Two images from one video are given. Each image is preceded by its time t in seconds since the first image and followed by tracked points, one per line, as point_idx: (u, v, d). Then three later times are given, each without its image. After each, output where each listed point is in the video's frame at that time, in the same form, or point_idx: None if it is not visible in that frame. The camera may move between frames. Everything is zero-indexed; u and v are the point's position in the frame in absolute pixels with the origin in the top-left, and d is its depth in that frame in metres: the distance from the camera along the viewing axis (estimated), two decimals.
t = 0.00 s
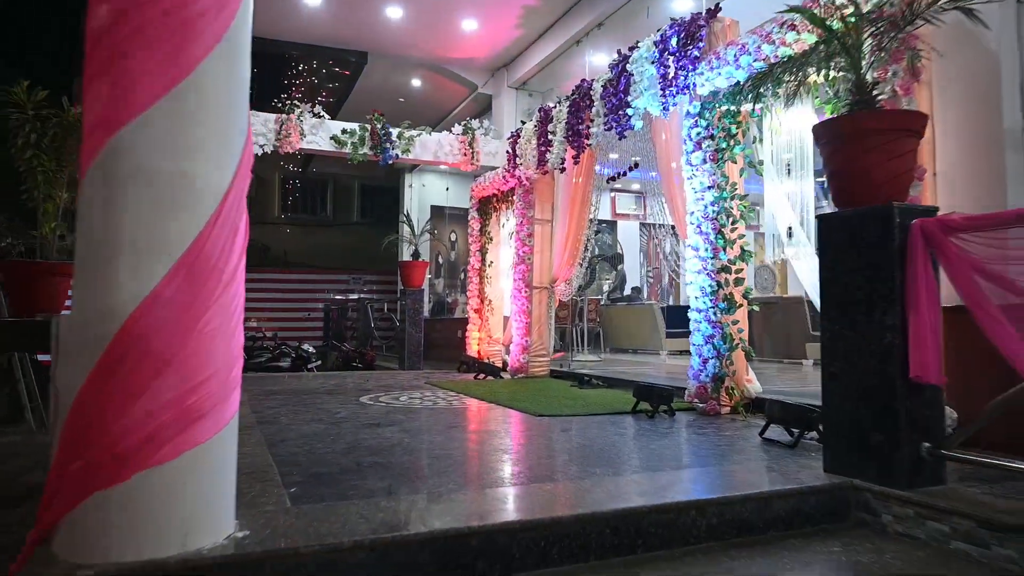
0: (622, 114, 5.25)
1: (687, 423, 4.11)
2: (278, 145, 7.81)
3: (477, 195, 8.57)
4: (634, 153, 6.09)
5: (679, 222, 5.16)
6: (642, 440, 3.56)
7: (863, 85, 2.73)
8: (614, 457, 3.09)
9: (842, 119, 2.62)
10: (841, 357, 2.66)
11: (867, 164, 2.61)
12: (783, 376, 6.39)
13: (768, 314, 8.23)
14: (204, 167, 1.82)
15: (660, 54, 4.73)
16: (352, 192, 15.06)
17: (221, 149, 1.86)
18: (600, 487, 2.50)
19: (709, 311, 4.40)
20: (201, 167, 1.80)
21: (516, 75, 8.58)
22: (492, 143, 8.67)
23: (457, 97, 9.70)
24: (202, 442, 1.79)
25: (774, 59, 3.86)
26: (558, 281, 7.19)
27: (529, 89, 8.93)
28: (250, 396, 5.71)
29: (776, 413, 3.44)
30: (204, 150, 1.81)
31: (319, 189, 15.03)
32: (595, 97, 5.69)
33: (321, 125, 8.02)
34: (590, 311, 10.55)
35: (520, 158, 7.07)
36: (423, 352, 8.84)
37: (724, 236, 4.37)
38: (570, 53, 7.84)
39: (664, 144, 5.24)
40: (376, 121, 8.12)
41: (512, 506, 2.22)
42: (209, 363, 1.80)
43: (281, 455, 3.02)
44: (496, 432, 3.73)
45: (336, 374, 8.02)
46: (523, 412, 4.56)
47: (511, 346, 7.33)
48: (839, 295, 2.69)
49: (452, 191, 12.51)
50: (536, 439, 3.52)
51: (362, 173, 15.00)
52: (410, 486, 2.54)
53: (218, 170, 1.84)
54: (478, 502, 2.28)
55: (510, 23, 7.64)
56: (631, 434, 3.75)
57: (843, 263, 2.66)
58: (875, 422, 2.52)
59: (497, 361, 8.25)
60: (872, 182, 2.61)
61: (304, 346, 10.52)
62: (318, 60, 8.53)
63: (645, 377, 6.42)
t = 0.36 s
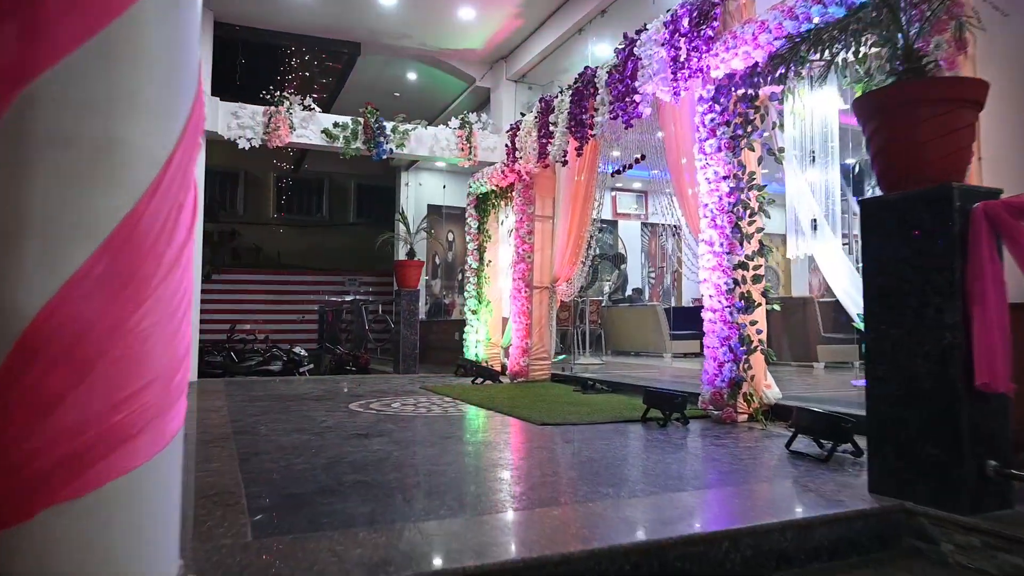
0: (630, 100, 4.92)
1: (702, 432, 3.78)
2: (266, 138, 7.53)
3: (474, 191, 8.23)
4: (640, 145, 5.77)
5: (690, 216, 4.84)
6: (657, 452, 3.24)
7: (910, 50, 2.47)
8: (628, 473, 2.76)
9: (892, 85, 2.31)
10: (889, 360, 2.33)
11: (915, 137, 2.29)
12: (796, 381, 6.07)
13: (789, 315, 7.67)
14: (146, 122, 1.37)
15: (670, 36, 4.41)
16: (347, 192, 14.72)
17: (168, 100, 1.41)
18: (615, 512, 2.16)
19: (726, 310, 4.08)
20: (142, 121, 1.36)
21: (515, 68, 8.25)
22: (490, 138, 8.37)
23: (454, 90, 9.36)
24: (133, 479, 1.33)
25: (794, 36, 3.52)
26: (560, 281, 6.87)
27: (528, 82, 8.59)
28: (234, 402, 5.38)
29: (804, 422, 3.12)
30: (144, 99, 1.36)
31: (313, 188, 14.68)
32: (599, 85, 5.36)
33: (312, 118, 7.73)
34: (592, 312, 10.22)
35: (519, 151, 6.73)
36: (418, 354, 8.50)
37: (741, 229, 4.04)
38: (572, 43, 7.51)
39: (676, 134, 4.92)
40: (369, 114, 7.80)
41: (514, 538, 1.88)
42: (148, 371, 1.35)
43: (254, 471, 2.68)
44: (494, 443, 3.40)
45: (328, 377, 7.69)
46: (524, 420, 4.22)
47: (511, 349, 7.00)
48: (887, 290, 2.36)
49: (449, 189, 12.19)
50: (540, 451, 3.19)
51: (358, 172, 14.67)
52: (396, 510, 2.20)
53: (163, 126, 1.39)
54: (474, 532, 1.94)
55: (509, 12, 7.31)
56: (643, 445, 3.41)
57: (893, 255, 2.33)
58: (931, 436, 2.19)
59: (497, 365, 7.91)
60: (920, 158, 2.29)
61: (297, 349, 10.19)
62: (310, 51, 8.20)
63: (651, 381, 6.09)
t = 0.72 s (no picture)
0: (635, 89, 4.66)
1: (716, 442, 3.52)
2: (255, 133, 7.28)
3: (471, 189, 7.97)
4: (644, 137, 5.52)
5: (701, 212, 4.59)
6: (670, 465, 2.97)
7: (960, 17, 2.11)
8: (643, 490, 2.49)
9: (950, 54, 2.01)
10: (941, 365, 2.07)
11: (965, 121, 2.03)
12: (807, 384, 5.82)
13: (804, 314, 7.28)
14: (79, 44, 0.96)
15: (679, 19, 4.15)
16: (343, 192, 14.48)
17: (113, 12, 1.00)
18: (635, 540, 1.88)
19: (740, 311, 3.81)
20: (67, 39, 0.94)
21: (513, 61, 7.99)
22: (487, 134, 8.12)
23: (451, 85, 9.10)
24: (45, 548, 0.90)
25: (813, 18, 3.25)
26: (560, 280, 6.61)
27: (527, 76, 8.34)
28: (218, 408, 5.10)
29: (833, 432, 2.86)
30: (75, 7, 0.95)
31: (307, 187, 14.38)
32: (602, 74, 5.11)
33: (303, 112, 7.47)
34: (592, 313, 9.98)
35: (519, 145, 6.47)
36: (413, 357, 8.23)
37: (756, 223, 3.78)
38: (572, 35, 7.25)
39: (686, 125, 4.67)
40: (362, 108, 7.53)
41: (518, 573, 1.61)
42: (74, 383, 0.93)
43: (227, 489, 2.42)
44: (493, 454, 3.13)
45: (321, 381, 7.42)
46: (525, 427, 3.96)
47: (509, 352, 6.75)
48: (939, 287, 2.09)
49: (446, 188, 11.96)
50: (543, 464, 2.92)
51: (353, 171, 14.39)
52: (384, 535, 1.94)
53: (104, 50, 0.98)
54: (473, 565, 1.67)
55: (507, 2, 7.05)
56: (655, 457, 3.15)
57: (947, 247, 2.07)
58: (990, 451, 1.93)
59: (495, 369, 7.65)
60: (971, 143, 2.04)
61: (289, 352, 9.94)
62: (301, 44, 7.94)
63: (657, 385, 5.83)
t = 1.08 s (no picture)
0: (642, 73, 4.38)
1: (733, 451, 3.25)
2: (242, 125, 6.99)
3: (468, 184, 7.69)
4: (649, 128, 5.26)
5: (715, 208, 4.32)
6: (686, 478, 2.70)
7: None
8: (657, 508, 2.22)
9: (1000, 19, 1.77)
10: (1005, 369, 1.80)
11: None
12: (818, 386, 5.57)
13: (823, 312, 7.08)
14: None
15: None
16: (338, 190, 14.16)
17: None
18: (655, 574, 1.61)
19: (757, 309, 3.53)
20: None
21: (511, 51, 7.70)
22: (484, 127, 7.85)
23: (448, 77, 8.81)
24: None
25: None
26: (561, 278, 6.33)
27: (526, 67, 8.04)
28: (199, 413, 4.81)
29: (868, 442, 2.59)
30: None
31: (299, 185, 13.95)
32: (606, 59, 4.82)
33: (292, 104, 7.18)
34: (592, 313, 9.69)
35: (518, 136, 6.19)
36: (408, 358, 7.95)
37: (773, 214, 3.50)
38: (573, 23, 6.96)
39: (698, 113, 4.40)
40: (354, 99, 7.25)
41: None
42: None
43: (189, 510, 2.14)
44: (491, 465, 2.85)
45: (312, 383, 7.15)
46: (525, 434, 3.68)
47: (507, 353, 6.47)
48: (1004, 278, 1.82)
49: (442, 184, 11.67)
50: (546, 477, 2.64)
51: (348, 168, 14.06)
52: (362, 568, 1.66)
53: None
54: None
55: None
56: (667, 468, 2.87)
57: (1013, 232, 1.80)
58: None
59: (493, 372, 7.36)
60: None
61: (280, 353, 9.64)
62: (291, 34, 7.65)
63: (663, 387, 5.56)
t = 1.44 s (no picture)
0: (646, 59, 4.15)
1: (747, 462, 3.01)
2: (229, 119, 6.75)
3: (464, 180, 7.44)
4: (651, 121, 5.03)
5: (725, 207, 4.06)
6: (698, 494, 2.45)
7: None
8: (669, 533, 1.98)
9: None
10: None
11: None
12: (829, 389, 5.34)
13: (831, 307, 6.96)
14: None
15: None
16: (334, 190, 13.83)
17: None
18: None
19: (772, 308, 3.29)
20: None
21: (508, 44, 7.45)
22: (480, 122, 7.60)
23: (443, 71, 8.56)
24: None
25: None
26: (560, 277, 6.08)
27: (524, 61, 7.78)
28: (179, 420, 4.56)
29: (901, 455, 2.35)
30: None
31: (296, 185, 13.60)
32: (608, 45, 4.58)
33: (281, 97, 6.93)
34: (591, 314, 9.45)
35: (515, 129, 5.95)
36: (401, 360, 7.71)
37: (788, 207, 3.26)
38: (572, 13, 6.71)
39: (708, 105, 4.16)
40: (345, 92, 6.99)
41: None
42: None
43: (142, 538, 1.90)
44: (484, 480, 2.60)
45: (302, 386, 6.90)
46: (522, 443, 3.43)
47: (505, 356, 6.22)
48: None
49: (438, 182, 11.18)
50: (544, 494, 2.40)
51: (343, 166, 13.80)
52: None
53: None
54: None
55: None
56: (677, 482, 2.63)
57: None
58: None
59: (489, 375, 7.11)
60: None
61: (271, 355, 9.39)
62: (281, 25, 7.39)
63: (667, 391, 5.31)
